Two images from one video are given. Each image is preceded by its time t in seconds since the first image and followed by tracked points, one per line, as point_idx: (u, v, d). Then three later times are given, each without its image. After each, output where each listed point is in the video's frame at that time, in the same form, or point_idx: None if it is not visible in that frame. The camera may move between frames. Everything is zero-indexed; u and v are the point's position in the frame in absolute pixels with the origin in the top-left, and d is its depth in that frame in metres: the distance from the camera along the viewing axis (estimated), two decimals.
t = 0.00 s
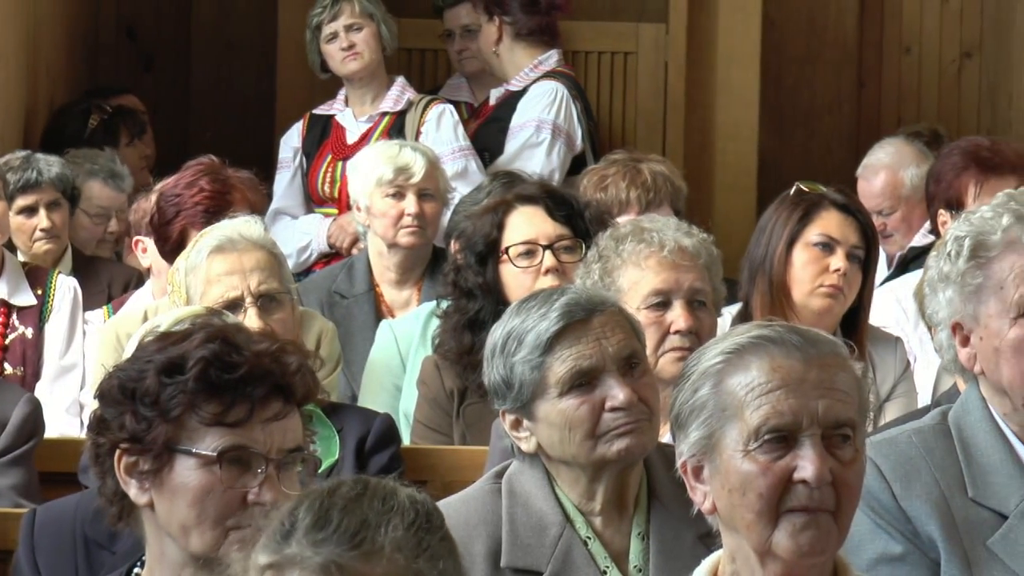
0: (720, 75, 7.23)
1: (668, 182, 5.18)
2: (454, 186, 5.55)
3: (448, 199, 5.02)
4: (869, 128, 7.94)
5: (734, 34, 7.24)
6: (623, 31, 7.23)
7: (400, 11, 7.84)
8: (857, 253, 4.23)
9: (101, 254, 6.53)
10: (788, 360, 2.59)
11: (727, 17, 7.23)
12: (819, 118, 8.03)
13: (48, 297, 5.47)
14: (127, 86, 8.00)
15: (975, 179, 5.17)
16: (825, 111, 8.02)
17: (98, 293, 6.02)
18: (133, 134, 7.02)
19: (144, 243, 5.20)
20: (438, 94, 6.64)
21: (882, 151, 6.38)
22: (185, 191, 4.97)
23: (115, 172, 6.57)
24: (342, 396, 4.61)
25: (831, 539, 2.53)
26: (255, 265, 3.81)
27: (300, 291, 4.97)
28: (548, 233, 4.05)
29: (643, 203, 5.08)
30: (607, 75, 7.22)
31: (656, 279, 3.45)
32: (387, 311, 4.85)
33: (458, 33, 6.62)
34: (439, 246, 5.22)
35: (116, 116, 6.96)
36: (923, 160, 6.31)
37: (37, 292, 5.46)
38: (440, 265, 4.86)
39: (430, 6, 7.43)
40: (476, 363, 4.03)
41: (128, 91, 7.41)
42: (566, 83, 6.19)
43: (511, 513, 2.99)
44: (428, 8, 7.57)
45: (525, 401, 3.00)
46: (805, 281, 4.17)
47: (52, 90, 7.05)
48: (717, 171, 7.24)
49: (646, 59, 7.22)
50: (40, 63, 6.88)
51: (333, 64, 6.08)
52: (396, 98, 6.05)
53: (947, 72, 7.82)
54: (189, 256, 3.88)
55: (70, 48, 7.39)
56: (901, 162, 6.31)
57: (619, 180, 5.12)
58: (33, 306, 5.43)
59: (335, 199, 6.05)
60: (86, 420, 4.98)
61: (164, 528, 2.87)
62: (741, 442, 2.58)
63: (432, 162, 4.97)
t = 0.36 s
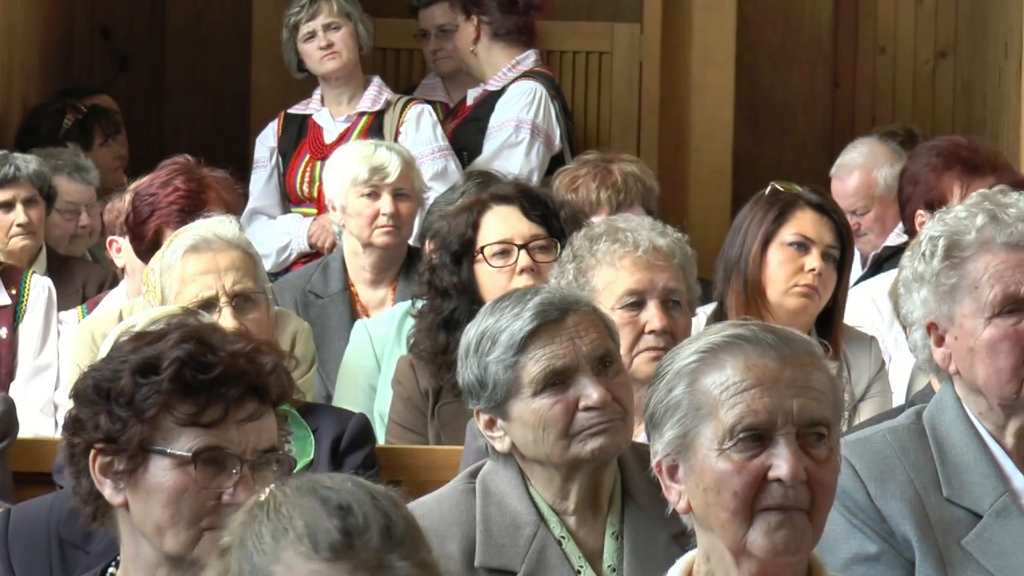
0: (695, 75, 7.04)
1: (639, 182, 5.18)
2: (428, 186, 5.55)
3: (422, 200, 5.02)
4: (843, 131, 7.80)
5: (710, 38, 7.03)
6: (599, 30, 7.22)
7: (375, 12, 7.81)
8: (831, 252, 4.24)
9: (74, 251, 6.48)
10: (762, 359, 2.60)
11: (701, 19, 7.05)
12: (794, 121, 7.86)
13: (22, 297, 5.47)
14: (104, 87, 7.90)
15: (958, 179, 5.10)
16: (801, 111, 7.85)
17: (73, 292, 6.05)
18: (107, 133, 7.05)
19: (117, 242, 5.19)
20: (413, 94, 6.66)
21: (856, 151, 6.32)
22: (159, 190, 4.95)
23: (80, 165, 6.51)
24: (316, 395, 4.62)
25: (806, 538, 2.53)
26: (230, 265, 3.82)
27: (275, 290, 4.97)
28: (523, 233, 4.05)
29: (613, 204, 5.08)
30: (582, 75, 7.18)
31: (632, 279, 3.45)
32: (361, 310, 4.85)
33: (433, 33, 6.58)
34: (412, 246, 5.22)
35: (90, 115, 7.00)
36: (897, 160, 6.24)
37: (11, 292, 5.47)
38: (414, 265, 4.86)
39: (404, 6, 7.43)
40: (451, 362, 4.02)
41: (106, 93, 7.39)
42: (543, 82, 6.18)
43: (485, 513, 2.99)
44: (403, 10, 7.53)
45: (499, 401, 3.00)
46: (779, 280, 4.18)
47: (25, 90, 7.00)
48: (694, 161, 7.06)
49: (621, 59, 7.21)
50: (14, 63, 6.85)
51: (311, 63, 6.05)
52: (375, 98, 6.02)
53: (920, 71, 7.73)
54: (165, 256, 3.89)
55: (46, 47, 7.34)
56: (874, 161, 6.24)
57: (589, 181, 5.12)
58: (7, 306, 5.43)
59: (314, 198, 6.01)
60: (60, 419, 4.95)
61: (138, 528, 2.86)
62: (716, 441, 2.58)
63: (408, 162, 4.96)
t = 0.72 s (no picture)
0: (671, 81, 7.08)
1: (605, 186, 4.94)
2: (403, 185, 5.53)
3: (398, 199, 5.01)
4: (818, 126, 7.75)
5: (683, 42, 7.09)
6: (574, 28, 7.02)
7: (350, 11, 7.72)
8: (806, 252, 4.25)
9: (49, 250, 6.30)
10: (736, 359, 2.59)
11: (677, 22, 7.08)
12: (768, 122, 7.80)
13: None
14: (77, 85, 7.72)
15: (935, 180, 4.97)
16: (775, 113, 7.80)
17: (48, 292, 5.83)
18: (82, 133, 6.91)
19: (92, 242, 5.17)
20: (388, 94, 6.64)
21: (829, 152, 6.24)
22: (129, 189, 4.93)
23: (43, 162, 6.24)
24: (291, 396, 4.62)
25: (780, 538, 2.53)
26: (205, 265, 3.83)
27: (249, 291, 4.95)
28: (498, 232, 4.05)
29: (577, 207, 4.85)
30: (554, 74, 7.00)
31: (606, 279, 3.45)
32: (337, 310, 4.85)
33: (408, 33, 6.49)
34: (385, 245, 5.21)
35: (65, 116, 6.86)
36: (870, 159, 6.18)
37: None
38: (390, 264, 4.86)
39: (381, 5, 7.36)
40: (425, 362, 4.02)
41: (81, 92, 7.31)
42: (518, 83, 6.19)
43: (460, 513, 2.99)
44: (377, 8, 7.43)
45: (474, 401, 3.00)
46: (755, 280, 4.18)
47: None
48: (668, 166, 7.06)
49: (595, 58, 7.04)
50: None
51: (287, 63, 5.99)
52: (350, 98, 6.01)
53: (895, 71, 7.68)
54: (140, 256, 3.89)
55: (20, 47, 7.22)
56: (847, 161, 6.17)
57: (552, 183, 4.90)
58: None
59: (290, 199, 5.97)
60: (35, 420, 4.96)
61: (115, 528, 2.86)
62: (690, 441, 2.58)
63: (383, 161, 4.96)
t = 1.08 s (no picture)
0: (651, 72, 6.99)
1: (581, 186, 4.81)
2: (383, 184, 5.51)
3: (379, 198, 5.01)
4: (799, 126, 7.76)
5: (662, 37, 6.99)
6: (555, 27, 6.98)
7: (331, 9, 7.68)
8: (787, 250, 4.25)
9: (30, 248, 6.24)
10: (717, 359, 2.59)
11: (658, 18, 6.98)
12: (746, 117, 7.77)
13: None
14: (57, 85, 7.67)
15: (918, 178, 4.96)
16: (756, 111, 7.77)
17: (31, 290, 5.78)
18: (62, 132, 6.87)
19: (72, 241, 5.14)
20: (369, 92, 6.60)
21: (807, 152, 6.20)
22: (110, 191, 4.93)
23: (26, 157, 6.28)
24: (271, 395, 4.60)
25: (761, 538, 2.53)
26: (185, 264, 3.83)
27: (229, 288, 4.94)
28: (478, 231, 4.06)
29: (553, 208, 4.70)
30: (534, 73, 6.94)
31: (587, 279, 3.46)
32: (318, 308, 4.85)
33: (387, 33, 6.60)
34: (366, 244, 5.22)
35: (45, 115, 6.84)
36: (849, 158, 6.12)
37: None
38: (370, 263, 4.88)
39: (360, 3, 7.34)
40: (406, 361, 4.00)
41: (63, 91, 7.25)
42: (514, 86, 6.15)
43: (441, 511, 2.99)
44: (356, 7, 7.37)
45: (455, 400, 3.00)
46: (735, 278, 4.19)
47: None
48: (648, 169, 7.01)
49: (576, 58, 7.02)
50: None
51: (267, 62, 5.98)
52: (330, 97, 5.99)
53: (877, 70, 7.71)
54: (121, 255, 3.90)
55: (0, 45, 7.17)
56: (826, 161, 6.12)
57: (529, 185, 4.74)
58: None
59: (270, 199, 5.95)
60: (16, 418, 4.83)
61: (96, 528, 2.85)
62: (671, 440, 2.58)
63: (363, 161, 4.95)
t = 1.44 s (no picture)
0: (630, 73, 6.98)
1: (560, 185, 4.82)
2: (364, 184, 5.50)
3: (359, 197, 5.01)
4: (778, 124, 7.63)
5: (643, 38, 6.98)
6: (535, 26, 7.01)
7: (311, 8, 7.66)
8: (766, 250, 4.26)
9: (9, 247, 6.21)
10: (696, 358, 2.59)
11: (635, 15, 6.98)
12: (728, 116, 7.68)
13: None
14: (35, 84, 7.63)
15: (902, 177, 4.96)
16: (736, 110, 7.68)
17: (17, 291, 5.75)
18: (42, 131, 6.84)
19: (53, 241, 5.13)
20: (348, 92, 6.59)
21: (788, 150, 6.19)
22: (90, 190, 4.93)
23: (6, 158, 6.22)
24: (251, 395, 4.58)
25: (740, 537, 2.53)
26: (165, 264, 3.84)
27: (208, 289, 4.94)
28: (458, 231, 4.05)
29: (532, 207, 4.70)
30: (517, 75, 6.99)
31: (565, 279, 3.46)
32: (297, 309, 4.84)
33: (367, 33, 6.58)
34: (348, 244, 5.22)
35: (24, 114, 6.81)
36: (829, 158, 6.11)
37: None
38: (350, 263, 4.87)
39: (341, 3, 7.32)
40: (386, 362, 4.02)
41: (44, 91, 7.23)
42: (506, 86, 6.16)
43: (421, 512, 2.99)
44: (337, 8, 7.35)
45: (435, 400, 2.99)
46: (714, 278, 4.19)
47: None
48: (629, 162, 7.01)
49: (556, 58, 7.01)
50: None
51: (245, 63, 5.97)
52: (308, 97, 5.97)
53: (856, 70, 7.58)
54: (100, 255, 3.90)
55: None
56: (806, 160, 6.11)
57: (507, 184, 4.75)
58: None
59: (248, 198, 5.94)
60: None
61: (75, 528, 2.85)
62: (650, 439, 2.58)
63: (343, 160, 4.96)
